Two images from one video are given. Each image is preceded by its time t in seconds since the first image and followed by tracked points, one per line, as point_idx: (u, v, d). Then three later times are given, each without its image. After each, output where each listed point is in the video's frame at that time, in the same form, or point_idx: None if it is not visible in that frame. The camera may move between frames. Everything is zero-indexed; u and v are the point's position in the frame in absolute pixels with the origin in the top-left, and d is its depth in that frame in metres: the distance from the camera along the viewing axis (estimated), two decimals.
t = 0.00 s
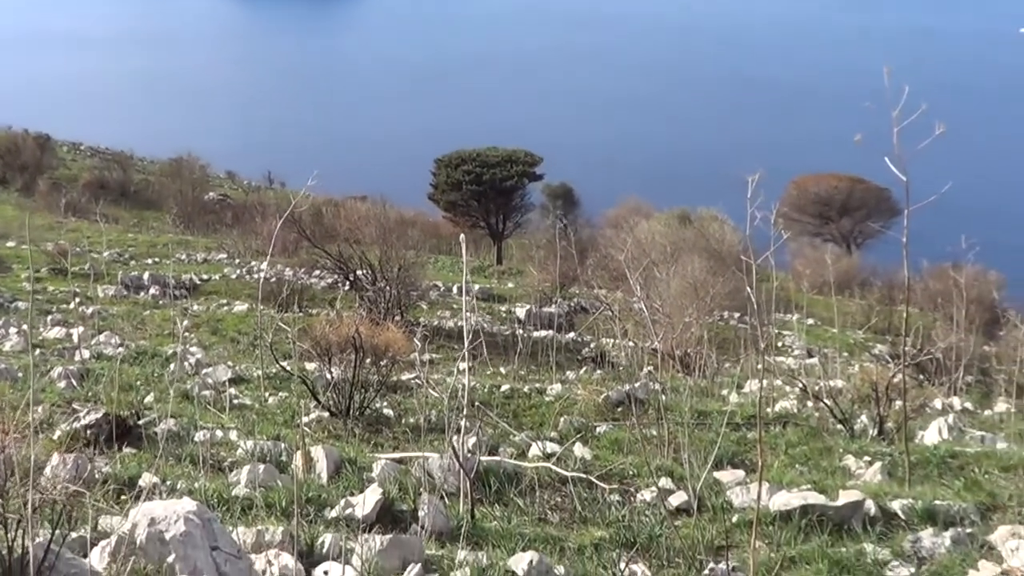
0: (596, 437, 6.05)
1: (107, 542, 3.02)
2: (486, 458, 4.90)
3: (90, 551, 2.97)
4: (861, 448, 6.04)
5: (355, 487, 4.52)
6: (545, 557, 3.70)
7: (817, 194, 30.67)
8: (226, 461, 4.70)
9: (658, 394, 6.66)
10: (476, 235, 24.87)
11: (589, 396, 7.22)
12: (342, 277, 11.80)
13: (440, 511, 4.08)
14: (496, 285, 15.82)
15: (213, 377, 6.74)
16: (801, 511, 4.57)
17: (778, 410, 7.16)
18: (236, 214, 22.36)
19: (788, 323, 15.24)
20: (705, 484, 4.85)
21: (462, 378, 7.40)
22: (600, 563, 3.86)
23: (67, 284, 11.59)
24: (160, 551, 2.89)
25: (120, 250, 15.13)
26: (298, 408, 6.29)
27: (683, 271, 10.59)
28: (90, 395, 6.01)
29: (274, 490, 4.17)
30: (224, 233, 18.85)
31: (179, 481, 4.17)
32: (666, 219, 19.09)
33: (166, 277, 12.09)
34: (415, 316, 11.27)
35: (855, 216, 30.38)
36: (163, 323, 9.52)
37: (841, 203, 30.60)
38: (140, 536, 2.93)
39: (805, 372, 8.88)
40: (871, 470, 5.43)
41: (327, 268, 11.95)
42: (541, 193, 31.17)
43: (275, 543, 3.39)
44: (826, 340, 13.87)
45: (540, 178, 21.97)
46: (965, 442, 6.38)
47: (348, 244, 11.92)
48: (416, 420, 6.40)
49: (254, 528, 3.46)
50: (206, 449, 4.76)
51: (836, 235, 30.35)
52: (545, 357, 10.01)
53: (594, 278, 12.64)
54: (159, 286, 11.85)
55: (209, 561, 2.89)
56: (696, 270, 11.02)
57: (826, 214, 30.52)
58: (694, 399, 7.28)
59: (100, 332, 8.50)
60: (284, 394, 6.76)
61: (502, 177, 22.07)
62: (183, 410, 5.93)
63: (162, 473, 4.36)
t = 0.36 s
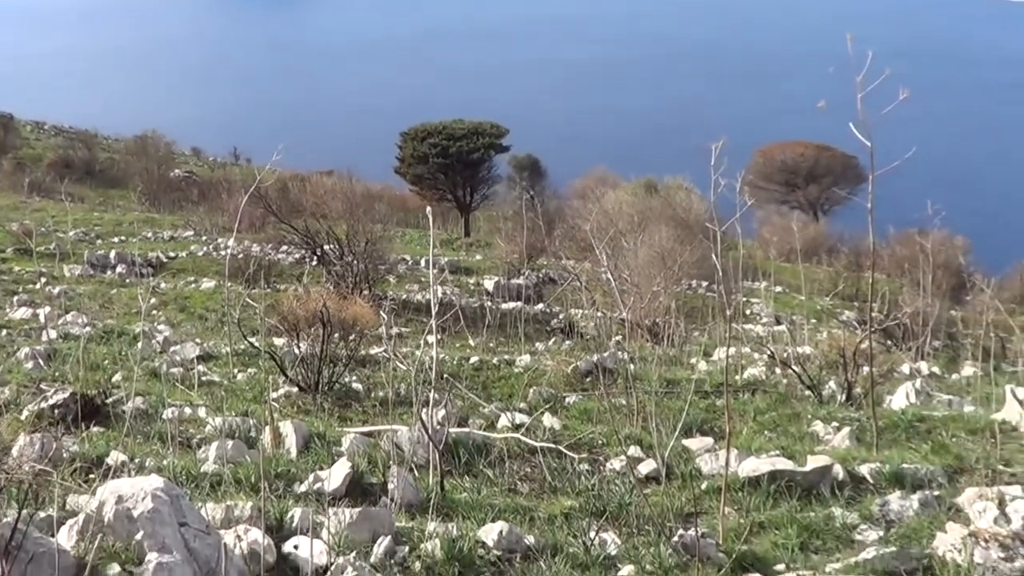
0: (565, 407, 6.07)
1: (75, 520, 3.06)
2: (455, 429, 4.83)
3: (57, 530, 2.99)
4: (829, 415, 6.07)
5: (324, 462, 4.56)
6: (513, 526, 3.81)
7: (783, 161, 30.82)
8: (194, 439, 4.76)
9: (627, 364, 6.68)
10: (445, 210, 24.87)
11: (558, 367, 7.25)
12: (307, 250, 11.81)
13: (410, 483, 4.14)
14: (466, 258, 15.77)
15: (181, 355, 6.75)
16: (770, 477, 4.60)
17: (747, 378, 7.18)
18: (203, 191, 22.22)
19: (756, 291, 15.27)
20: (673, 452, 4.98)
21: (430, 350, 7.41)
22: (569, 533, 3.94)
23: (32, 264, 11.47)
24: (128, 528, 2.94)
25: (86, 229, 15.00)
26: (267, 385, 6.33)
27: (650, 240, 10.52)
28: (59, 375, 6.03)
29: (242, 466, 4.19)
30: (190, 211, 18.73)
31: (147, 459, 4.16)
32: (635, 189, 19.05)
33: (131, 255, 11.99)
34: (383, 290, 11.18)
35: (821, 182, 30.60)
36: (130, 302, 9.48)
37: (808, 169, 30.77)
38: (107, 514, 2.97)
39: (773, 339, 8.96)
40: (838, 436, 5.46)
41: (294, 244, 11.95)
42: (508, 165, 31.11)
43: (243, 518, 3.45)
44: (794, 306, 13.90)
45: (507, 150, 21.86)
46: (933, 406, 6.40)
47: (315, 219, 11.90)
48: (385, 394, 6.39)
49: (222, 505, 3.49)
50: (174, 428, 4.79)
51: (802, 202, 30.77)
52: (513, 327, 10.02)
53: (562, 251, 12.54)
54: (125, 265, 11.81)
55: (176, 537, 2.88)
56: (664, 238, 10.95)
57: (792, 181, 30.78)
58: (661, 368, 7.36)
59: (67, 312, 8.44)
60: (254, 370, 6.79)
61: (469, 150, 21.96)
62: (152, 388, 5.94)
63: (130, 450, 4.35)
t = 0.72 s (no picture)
0: (533, 382, 6.08)
1: (40, 502, 3.06)
2: (422, 407, 4.90)
3: (22, 513, 3.00)
4: (795, 388, 6.12)
5: (290, 440, 4.56)
6: (480, 503, 3.81)
7: (749, 135, 30.84)
8: (159, 419, 4.77)
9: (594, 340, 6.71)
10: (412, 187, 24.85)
11: (524, 342, 7.28)
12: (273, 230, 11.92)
13: (376, 461, 4.15)
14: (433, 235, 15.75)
15: (147, 336, 6.77)
16: (737, 450, 4.60)
17: (713, 352, 7.22)
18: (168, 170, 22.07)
19: (723, 266, 15.30)
20: (640, 427, 4.99)
21: (397, 328, 7.41)
22: (537, 508, 3.94)
23: None
24: (92, 510, 2.93)
25: (51, 211, 14.89)
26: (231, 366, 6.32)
27: (616, 214, 10.46)
28: (23, 357, 6.00)
29: (208, 447, 4.23)
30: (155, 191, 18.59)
31: (113, 441, 4.19)
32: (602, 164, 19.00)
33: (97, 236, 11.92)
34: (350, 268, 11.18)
35: (787, 156, 30.65)
36: (95, 282, 9.42)
37: (773, 143, 30.81)
38: (71, 496, 2.98)
39: (739, 314, 9.02)
40: (805, 409, 5.47)
41: (260, 222, 11.90)
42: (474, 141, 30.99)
43: (209, 498, 3.54)
44: (758, 280, 13.92)
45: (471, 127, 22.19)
46: (898, 378, 6.47)
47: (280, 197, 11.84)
48: (353, 371, 6.38)
49: (189, 486, 3.59)
50: (140, 408, 4.80)
51: (769, 175, 30.79)
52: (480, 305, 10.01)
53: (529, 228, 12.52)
54: (90, 246, 11.76)
55: (141, 518, 2.91)
56: (630, 212, 10.88)
57: (758, 155, 30.81)
58: (628, 343, 7.37)
59: (31, 294, 8.38)
60: (220, 350, 6.78)
61: (434, 126, 22.18)
62: (118, 369, 5.93)
63: (95, 433, 4.37)
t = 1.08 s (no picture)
0: (500, 372, 6.10)
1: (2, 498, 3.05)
2: (387, 397, 4.93)
3: None
4: (761, 374, 6.17)
5: (256, 433, 4.57)
6: (447, 492, 3.80)
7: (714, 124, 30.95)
8: (124, 413, 4.75)
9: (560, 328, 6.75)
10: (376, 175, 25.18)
11: (491, 333, 7.31)
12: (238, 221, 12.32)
13: (342, 452, 4.13)
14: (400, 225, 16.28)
15: (113, 329, 6.76)
16: (702, 438, 4.61)
17: (680, 340, 7.27)
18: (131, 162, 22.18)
19: (690, 254, 15.42)
20: (606, 415, 5.01)
21: (364, 319, 7.46)
22: (504, 497, 3.94)
23: None
24: (56, 504, 2.94)
25: (14, 203, 15.01)
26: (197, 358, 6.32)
27: (580, 203, 10.47)
28: None
29: (173, 440, 4.22)
30: (119, 184, 18.74)
31: (77, 434, 4.20)
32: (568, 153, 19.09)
33: (61, 229, 12.01)
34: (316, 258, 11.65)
35: (752, 144, 30.82)
36: (56, 275, 9.37)
37: (739, 131, 30.94)
38: (35, 489, 2.96)
39: (703, 302, 9.10)
40: (771, 396, 5.49)
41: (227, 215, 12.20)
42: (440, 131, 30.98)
43: (175, 491, 3.57)
44: (723, 268, 13.94)
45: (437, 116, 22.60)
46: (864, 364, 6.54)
47: (246, 190, 12.19)
48: (319, 362, 6.42)
49: (154, 479, 3.61)
50: (104, 401, 4.79)
51: (734, 164, 30.93)
52: (447, 296, 10.21)
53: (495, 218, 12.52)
54: (55, 239, 11.82)
55: (106, 511, 2.93)
56: (596, 202, 10.95)
57: (724, 143, 30.95)
58: (595, 330, 7.42)
59: None
60: (186, 342, 6.82)
61: (400, 116, 22.52)
62: (83, 362, 5.93)
63: (59, 426, 4.37)
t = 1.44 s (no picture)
0: (464, 368, 6.13)
1: None
2: (349, 394, 4.95)
3: None
4: (723, 368, 6.22)
5: (219, 429, 4.56)
6: (409, 488, 3.80)
7: (678, 119, 31.04)
8: (85, 411, 4.73)
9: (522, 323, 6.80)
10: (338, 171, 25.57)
11: (455, 327, 7.37)
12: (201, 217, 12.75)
13: (305, 449, 4.13)
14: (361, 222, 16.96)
15: (74, 327, 6.82)
16: (665, 431, 4.63)
17: (643, 335, 7.32)
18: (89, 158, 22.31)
19: (652, 248, 15.61)
20: (570, 410, 5.02)
21: (327, 317, 7.54)
22: (467, 493, 3.94)
23: None
24: (14, 503, 2.94)
25: None
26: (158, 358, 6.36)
27: (544, 198, 10.75)
28: None
29: (136, 438, 4.22)
30: (79, 179, 18.86)
31: (37, 433, 4.18)
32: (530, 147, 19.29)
33: (22, 226, 12.27)
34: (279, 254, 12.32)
35: (715, 139, 30.91)
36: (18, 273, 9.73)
37: (702, 126, 31.03)
38: None
39: (666, 296, 9.18)
40: (733, 389, 5.51)
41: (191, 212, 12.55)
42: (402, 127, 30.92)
43: (136, 489, 3.57)
44: (686, 262, 14.03)
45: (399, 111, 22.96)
46: (825, 357, 6.59)
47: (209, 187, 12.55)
48: (281, 359, 6.46)
49: (115, 477, 3.62)
50: (65, 399, 4.77)
51: (698, 158, 31.01)
52: (411, 291, 10.48)
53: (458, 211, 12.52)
54: (15, 236, 12.00)
55: (65, 510, 2.93)
56: (559, 197, 11.10)
57: (687, 138, 31.05)
58: (559, 326, 7.46)
59: None
60: (148, 340, 6.90)
61: (362, 112, 22.92)
62: (44, 360, 5.94)
63: (18, 425, 4.34)
